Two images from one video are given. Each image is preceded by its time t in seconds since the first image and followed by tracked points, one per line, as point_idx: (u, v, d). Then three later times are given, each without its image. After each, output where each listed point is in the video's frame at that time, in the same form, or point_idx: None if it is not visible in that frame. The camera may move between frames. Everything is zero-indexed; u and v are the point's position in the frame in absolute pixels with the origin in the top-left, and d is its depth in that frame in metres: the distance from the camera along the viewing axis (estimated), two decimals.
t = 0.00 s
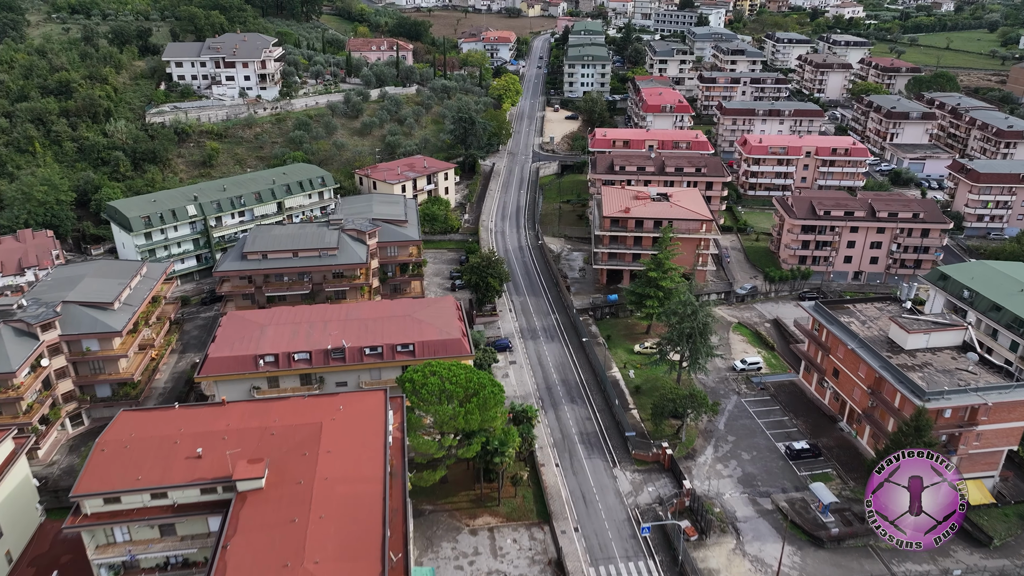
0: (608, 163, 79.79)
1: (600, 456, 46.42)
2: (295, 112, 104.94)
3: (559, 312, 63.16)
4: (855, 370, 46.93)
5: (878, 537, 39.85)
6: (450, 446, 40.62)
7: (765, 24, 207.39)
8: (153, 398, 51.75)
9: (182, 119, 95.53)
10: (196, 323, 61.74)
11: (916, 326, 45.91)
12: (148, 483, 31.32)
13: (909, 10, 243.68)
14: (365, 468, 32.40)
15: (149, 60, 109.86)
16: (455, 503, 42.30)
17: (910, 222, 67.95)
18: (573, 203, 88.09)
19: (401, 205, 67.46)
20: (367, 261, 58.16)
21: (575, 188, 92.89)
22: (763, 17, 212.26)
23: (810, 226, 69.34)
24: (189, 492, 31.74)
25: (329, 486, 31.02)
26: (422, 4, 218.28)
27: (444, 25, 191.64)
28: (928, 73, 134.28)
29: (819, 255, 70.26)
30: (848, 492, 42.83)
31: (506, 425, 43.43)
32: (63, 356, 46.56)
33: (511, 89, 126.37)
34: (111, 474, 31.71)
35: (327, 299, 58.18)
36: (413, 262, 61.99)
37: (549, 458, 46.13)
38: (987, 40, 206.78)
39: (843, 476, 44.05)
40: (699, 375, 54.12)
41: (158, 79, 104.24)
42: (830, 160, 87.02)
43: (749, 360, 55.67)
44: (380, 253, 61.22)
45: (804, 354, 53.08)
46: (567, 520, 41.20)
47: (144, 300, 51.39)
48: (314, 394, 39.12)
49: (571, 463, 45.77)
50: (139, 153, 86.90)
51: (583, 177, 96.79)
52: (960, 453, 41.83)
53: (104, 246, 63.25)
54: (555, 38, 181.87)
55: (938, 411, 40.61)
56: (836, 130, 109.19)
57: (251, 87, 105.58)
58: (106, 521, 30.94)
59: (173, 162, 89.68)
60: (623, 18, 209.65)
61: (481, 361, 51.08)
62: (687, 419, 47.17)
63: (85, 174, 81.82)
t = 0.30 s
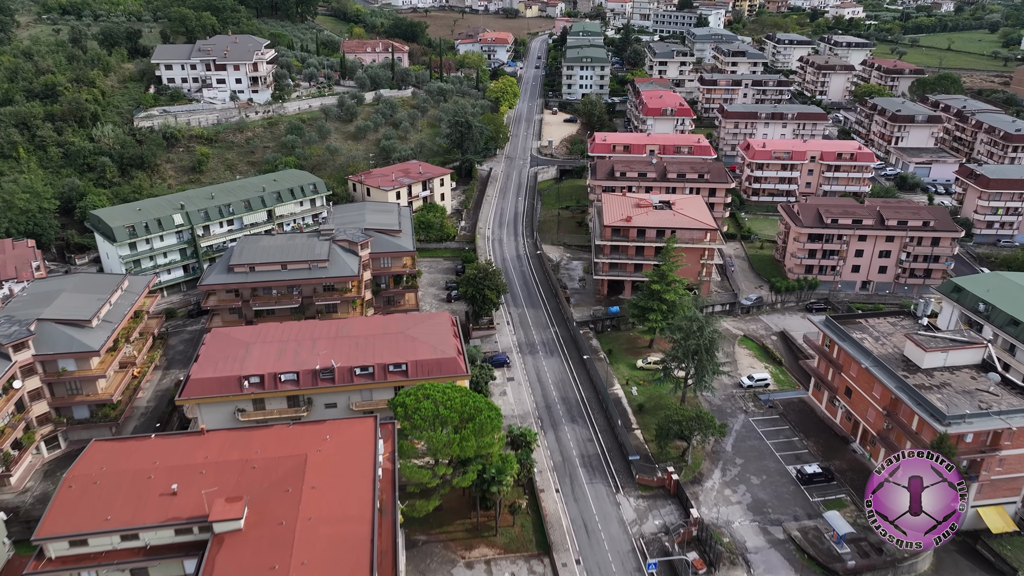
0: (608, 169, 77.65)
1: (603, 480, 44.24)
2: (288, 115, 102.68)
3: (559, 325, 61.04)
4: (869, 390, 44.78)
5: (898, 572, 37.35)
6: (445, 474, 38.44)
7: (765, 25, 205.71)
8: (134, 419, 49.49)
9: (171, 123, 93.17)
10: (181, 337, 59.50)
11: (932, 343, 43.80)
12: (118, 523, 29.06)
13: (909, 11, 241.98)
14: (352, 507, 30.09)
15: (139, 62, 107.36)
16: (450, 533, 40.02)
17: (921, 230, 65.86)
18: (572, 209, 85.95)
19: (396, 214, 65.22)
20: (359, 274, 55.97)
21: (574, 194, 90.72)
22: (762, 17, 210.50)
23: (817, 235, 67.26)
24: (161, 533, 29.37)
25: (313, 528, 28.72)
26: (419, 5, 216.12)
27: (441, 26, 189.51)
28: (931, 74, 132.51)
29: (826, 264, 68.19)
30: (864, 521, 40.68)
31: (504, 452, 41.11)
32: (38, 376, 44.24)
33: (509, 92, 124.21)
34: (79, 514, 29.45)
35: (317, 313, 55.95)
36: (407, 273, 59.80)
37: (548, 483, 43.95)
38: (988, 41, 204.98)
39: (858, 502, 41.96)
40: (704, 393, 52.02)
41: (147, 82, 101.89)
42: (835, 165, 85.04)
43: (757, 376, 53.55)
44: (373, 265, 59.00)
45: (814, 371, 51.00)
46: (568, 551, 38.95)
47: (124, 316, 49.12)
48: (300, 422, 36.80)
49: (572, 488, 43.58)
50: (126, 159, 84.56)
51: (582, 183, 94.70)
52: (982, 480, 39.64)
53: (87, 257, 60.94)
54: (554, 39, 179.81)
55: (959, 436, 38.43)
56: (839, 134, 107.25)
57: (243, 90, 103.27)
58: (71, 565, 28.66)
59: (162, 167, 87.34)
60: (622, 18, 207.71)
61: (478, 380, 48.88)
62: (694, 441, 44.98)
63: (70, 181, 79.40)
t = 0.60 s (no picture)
0: (609, 175, 75.47)
1: (605, 507, 42.08)
2: (280, 119, 100.42)
3: (559, 339, 58.88)
4: (886, 412, 42.63)
5: None
6: (439, 506, 36.26)
7: (765, 26, 203.79)
8: (114, 441, 47.20)
9: (160, 127, 90.81)
10: (166, 352, 57.26)
11: (952, 363, 41.60)
12: (83, 570, 26.71)
13: (910, 11, 240.18)
14: (337, 551, 27.76)
15: (128, 64, 104.90)
16: (445, 567, 37.68)
17: (932, 239, 63.77)
18: (572, 216, 83.82)
19: (389, 223, 62.99)
20: (351, 287, 53.77)
21: (573, 199, 88.53)
22: (762, 18, 208.62)
23: (825, 244, 65.18)
24: None
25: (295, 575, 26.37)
26: (416, 6, 213.89)
27: (438, 26, 187.36)
28: (935, 76, 130.55)
29: (834, 274, 66.11)
30: (882, 552, 38.51)
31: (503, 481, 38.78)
32: (10, 400, 41.89)
33: (507, 94, 121.99)
34: (40, 559, 27.12)
35: (307, 328, 53.69)
36: (401, 285, 57.57)
37: (548, 510, 41.77)
38: (990, 41, 203.15)
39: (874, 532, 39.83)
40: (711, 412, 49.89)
41: (137, 85, 99.55)
42: (841, 171, 82.97)
43: (765, 393, 51.46)
44: (365, 277, 56.76)
45: (825, 389, 48.87)
46: None
47: (103, 334, 46.80)
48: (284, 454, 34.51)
49: (574, 517, 41.35)
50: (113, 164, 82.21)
51: (582, 188, 92.59)
52: (1007, 509, 37.44)
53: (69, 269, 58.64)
54: (552, 40, 177.67)
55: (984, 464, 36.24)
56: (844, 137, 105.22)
57: (234, 93, 100.95)
58: None
59: (150, 173, 84.98)
60: (621, 18, 205.67)
61: (474, 400, 46.63)
62: (702, 466, 42.77)
63: (54, 187, 77.00)
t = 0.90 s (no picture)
0: (610, 181, 73.32)
1: (608, 537, 39.89)
2: (273, 123, 98.14)
3: (559, 354, 56.68)
4: (904, 436, 40.46)
5: None
6: (432, 542, 33.86)
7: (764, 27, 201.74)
8: (91, 466, 44.96)
9: (149, 132, 88.44)
10: (150, 369, 55.05)
11: (974, 385, 39.50)
12: None
13: (911, 11, 238.20)
14: None
15: (117, 67, 102.42)
16: None
17: (944, 248, 61.72)
18: (572, 223, 81.70)
19: (384, 233, 60.83)
20: (343, 301, 51.58)
21: (573, 206, 86.40)
22: (762, 18, 206.57)
23: (833, 254, 63.08)
24: None
25: None
26: (412, 6, 211.55)
27: (435, 27, 185.06)
28: (940, 78, 128.50)
29: (843, 285, 64.03)
30: None
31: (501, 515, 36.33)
32: None
33: (505, 96, 119.74)
34: None
35: (296, 344, 51.47)
36: (395, 299, 55.39)
37: (548, 541, 39.55)
38: (992, 42, 201.10)
39: (894, 564, 37.65)
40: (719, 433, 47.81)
41: (125, 89, 97.21)
42: (847, 176, 80.91)
43: (775, 412, 49.36)
44: (358, 290, 54.55)
45: (838, 410, 46.73)
46: None
47: (79, 353, 44.50)
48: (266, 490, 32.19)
49: (576, 548, 39.11)
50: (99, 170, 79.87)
51: (582, 194, 90.47)
52: None
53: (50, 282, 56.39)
54: (551, 41, 175.46)
55: (1013, 495, 34.01)
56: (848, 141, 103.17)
57: (226, 97, 98.60)
58: None
59: (138, 179, 82.65)
60: (620, 19, 203.59)
61: (470, 422, 44.43)
62: (710, 493, 40.56)
63: (38, 195, 74.65)
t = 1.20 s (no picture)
0: (611, 188, 71.14)
1: (612, 570, 37.70)
2: (265, 127, 95.78)
3: (559, 370, 54.46)
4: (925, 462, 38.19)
5: None
6: None
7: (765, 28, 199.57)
8: (67, 493, 42.73)
9: (137, 137, 86.05)
10: (133, 387, 52.77)
11: (999, 409, 37.28)
12: None
13: (911, 12, 236.18)
14: None
15: (105, 69, 99.94)
16: None
17: (957, 258, 59.60)
18: (572, 230, 79.54)
19: (377, 243, 58.64)
20: (334, 317, 49.33)
21: (573, 212, 84.27)
22: (762, 19, 204.52)
23: (843, 264, 60.95)
24: None
25: None
26: (409, 7, 209.04)
27: (432, 28, 182.65)
28: (945, 79, 126.44)
29: (853, 296, 61.91)
30: None
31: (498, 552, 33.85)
32: None
33: (503, 99, 117.44)
34: None
35: (285, 362, 49.18)
36: (389, 313, 53.16)
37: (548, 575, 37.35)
38: (994, 43, 199.10)
39: None
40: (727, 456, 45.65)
41: (114, 92, 94.79)
42: (855, 182, 78.80)
43: (786, 433, 47.19)
44: (350, 304, 52.34)
45: (852, 431, 44.56)
46: None
47: (54, 375, 42.27)
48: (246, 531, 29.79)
49: None
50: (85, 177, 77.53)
51: (582, 200, 88.33)
52: None
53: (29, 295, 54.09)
54: (549, 42, 173.22)
55: None
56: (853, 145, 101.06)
57: (217, 100, 96.17)
58: None
59: (126, 185, 80.28)
60: (619, 20, 201.39)
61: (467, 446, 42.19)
62: (721, 525, 38.34)
63: (21, 202, 72.27)
